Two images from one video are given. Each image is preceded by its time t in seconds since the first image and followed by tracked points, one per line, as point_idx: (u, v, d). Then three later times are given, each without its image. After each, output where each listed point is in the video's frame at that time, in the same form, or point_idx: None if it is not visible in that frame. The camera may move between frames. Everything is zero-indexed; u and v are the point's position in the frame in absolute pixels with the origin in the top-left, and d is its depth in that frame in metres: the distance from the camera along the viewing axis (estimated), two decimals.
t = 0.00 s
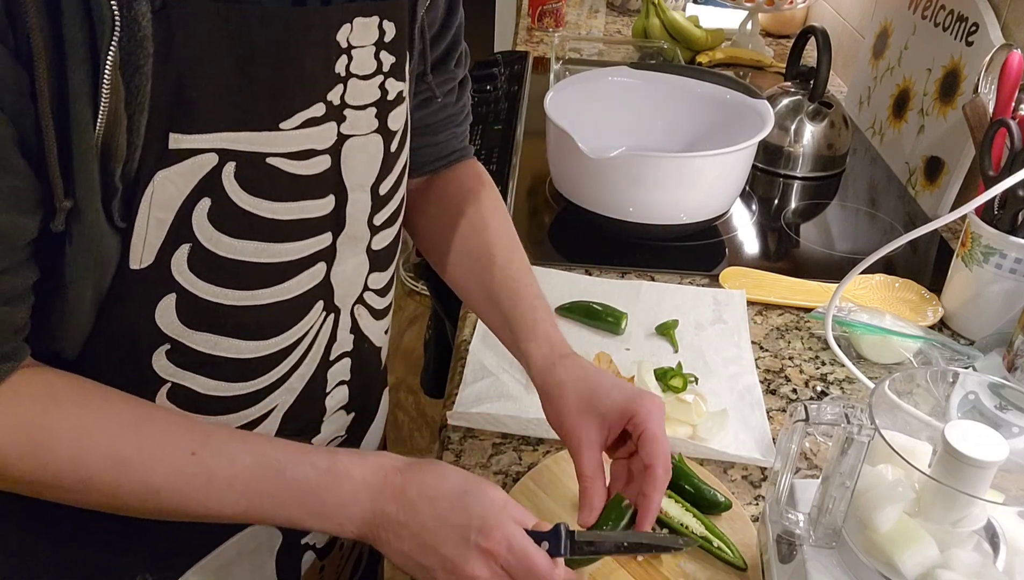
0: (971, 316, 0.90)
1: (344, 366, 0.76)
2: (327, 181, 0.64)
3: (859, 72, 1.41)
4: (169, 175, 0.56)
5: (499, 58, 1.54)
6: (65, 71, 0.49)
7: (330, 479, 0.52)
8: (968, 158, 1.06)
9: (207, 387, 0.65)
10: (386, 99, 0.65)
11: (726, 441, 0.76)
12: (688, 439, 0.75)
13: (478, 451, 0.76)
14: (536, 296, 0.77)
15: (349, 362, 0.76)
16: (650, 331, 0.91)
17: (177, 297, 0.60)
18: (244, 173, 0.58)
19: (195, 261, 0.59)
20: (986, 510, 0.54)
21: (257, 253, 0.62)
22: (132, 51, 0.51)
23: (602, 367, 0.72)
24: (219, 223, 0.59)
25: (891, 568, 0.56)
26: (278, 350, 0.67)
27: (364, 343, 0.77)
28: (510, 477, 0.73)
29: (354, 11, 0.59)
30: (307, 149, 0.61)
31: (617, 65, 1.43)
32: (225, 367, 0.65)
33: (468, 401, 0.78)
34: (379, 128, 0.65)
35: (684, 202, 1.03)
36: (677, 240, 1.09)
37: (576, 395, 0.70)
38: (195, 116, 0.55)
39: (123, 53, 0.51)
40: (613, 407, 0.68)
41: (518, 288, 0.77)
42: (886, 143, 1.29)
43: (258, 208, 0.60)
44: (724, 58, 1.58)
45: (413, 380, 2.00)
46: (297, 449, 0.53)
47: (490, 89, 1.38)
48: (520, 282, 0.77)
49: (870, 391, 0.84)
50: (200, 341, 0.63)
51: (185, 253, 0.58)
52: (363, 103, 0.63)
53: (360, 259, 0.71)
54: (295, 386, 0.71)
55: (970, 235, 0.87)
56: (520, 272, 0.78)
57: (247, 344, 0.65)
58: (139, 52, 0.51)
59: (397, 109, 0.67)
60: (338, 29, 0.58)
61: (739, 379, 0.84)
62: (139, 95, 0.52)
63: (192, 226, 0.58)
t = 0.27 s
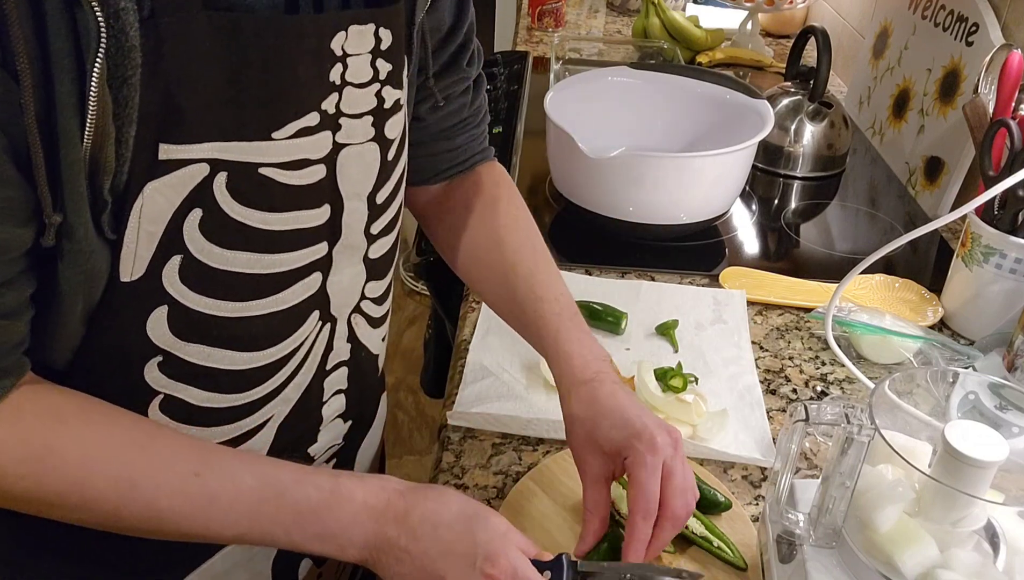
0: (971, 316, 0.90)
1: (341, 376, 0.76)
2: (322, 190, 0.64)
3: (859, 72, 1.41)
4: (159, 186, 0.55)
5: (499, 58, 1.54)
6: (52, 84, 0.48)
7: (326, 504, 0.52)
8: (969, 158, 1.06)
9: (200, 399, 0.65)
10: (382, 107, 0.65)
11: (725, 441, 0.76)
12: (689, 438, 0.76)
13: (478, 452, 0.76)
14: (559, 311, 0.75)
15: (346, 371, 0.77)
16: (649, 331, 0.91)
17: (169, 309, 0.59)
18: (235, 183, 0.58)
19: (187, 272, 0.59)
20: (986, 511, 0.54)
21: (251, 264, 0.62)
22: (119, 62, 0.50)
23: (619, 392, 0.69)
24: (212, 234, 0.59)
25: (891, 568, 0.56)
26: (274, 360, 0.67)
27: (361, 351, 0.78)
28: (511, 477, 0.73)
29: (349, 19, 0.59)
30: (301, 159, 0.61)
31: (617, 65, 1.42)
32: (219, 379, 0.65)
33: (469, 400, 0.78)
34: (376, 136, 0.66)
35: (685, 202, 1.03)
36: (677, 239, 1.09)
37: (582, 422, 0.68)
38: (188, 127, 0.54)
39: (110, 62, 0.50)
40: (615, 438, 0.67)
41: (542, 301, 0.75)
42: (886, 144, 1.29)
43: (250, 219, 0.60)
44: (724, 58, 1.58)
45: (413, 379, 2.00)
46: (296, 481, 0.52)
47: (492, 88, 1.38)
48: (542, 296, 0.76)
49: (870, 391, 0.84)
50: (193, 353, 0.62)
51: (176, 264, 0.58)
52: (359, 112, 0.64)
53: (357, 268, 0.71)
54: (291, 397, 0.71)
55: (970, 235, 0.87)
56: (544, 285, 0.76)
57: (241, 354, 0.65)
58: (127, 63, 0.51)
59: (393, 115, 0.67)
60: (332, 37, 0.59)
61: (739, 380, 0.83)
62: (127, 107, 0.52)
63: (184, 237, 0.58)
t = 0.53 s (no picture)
0: (971, 316, 0.90)
1: (338, 380, 0.76)
2: (315, 194, 0.64)
3: (859, 72, 1.41)
4: (150, 191, 0.55)
5: (499, 58, 1.54)
6: (33, 89, 0.50)
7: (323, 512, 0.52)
8: (969, 158, 1.06)
9: (195, 405, 0.65)
10: (378, 111, 0.65)
11: (726, 441, 0.76)
12: (690, 438, 0.76)
13: (478, 452, 0.76)
14: (572, 315, 0.74)
15: (343, 375, 0.76)
16: (649, 331, 0.91)
17: (163, 315, 0.59)
18: (227, 189, 0.58)
19: (181, 278, 0.59)
20: (986, 510, 0.54)
21: (245, 268, 0.62)
22: (103, 68, 0.51)
23: (631, 400, 0.68)
24: (206, 240, 0.59)
25: (891, 568, 0.56)
26: (271, 364, 0.67)
27: (359, 355, 0.77)
28: (511, 476, 0.73)
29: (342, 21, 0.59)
30: (293, 162, 0.61)
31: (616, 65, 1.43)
32: (214, 384, 0.65)
33: (469, 400, 0.78)
34: (371, 139, 0.66)
35: (685, 202, 1.03)
36: (676, 239, 1.09)
37: (591, 431, 0.67)
38: (178, 131, 0.55)
39: (94, 68, 0.51)
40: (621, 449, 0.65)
41: (556, 306, 0.75)
42: (886, 143, 1.29)
43: (244, 224, 0.60)
44: (724, 58, 1.58)
45: (413, 378, 2.01)
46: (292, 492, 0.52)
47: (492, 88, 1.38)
48: (555, 301, 0.75)
49: (870, 391, 0.84)
50: (188, 359, 0.62)
51: (171, 270, 0.58)
52: (353, 115, 0.63)
53: (354, 272, 0.71)
54: (287, 402, 0.71)
55: (970, 235, 0.87)
56: (561, 292, 0.75)
57: (236, 359, 0.65)
58: (111, 69, 0.52)
59: (390, 118, 0.67)
60: (324, 40, 0.58)
61: (738, 380, 0.84)
62: (112, 112, 0.53)
63: (178, 242, 0.58)
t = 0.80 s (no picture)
0: (971, 316, 0.90)
1: (335, 381, 0.76)
2: (309, 194, 0.64)
3: (859, 72, 1.41)
4: (141, 191, 0.55)
5: (499, 59, 1.54)
6: (23, 88, 0.50)
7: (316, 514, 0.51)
8: (969, 159, 1.06)
9: (189, 406, 0.65)
10: (373, 111, 0.65)
11: (726, 441, 0.76)
12: (691, 438, 0.76)
13: (478, 452, 0.76)
14: (579, 320, 0.73)
15: (340, 376, 0.76)
16: (649, 331, 0.91)
17: (155, 316, 0.59)
18: (220, 189, 0.58)
19: (173, 278, 0.59)
20: (986, 510, 0.54)
21: (238, 268, 0.62)
22: (93, 67, 0.51)
23: (642, 408, 0.67)
24: (198, 240, 0.59)
25: (891, 568, 0.56)
26: (266, 364, 0.67)
27: (356, 357, 0.77)
28: (510, 476, 0.73)
29: (335, 21, 0.59)
30: (286, 162, 0.61)
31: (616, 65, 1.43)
32: (208, 385, 0.65)
33: (469, 400, 0.78)
34: (366, 140, 0.66)
35: (685, 202, 1.03)
36: (676, 240, 1.09)
37: (603, 439, 0.66)
38: (169, 130, 0.55)
39: (84, 67, 0.51)
40: (635, 460, 0.64)
41: (565, 310, 0.74)
42: (886, 143, 1.29)
43: (236, 224, 0.60)
44: (724, 58, 1.58)
45: (413, 378, 2.00)
46: (286, 495, 0.52)
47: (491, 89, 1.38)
48: (563, 306, 0.74)
49: (870, 391, 0.84)
50: (181, 359, 0.62)
51: (163, 270, 0.58)
52: (347, 115, 0.63)
53: (350, 272, 0.71)
54: (282, 403, 0.71)
55: (970, 235, 0.87)
56: (570, 294, 0.75)
57: (230, 360, 0.65)
58: (101, 67, 0.52)
59: (385, 119, 0.67)
60: (317, 40, 0.59)
61: (738, 380, 0.84)
62: (102, 111, 0.53)
63: (170, 242, 0.58)
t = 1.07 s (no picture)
0: (971, 316, 0.90)
1: (334, 380, 0.76)
2: (307, 193, 0.64)
3: (859, 72, 1.41)
4: (139, 189, 0.55)
5: (499, 58, 1.54)
6: (20, 85, 0.50)
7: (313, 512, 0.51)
8: (969, 159, 1.06)
9: (187, 405, 0.65)
10: (370, 110, 0.65)
11: (726, 441, 0.76)
12: (691, 437, 0.76)
13: (478, 452, 0.76)
14: (580, 321, 0.73)
15: (338, 375, 0.76)
16: (649, 331, 0.91)
17: (153, 314, 0.60)
18: (218, 187, 0.58)
19: (171, 277, 0.59)
20: (986, 511, 0.54)
21: (236, 267, 0.62)
22: (90, 65, 0.51)
23: (644, 410, 0.67)
24: (196, 238, 0.59)
25: (891, 568, 0.57)
26: (264, 363, 0.67)
27: (355, 355, 0.77)
28: (510, 476, 0.73)
29: (333, 20, 0.59)
30: (283, 160, 0.61)
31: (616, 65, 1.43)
32: (206, 383, 0.65)
33: (469, 400, 0.78)
34: (364, 138, 0.66)
35: (685, 202, 1.03)
36: (676, 240, 1.09)
37: (605, 441, 0.66)
38: (167, 128, 0.55)
39: (82, 65, 0.51)
40: (637, 462, 0.64)
41: (566, 311, 0.74)
42: (886, 143, 1.29)
43: (234, 222, 0.60)
44: (724, 58, 1.58)
45: (413, 378, 2.00)
46: (283, 493, 0.52)
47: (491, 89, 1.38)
48: (564, 307, 0.74)
49: (870, 391, 0.84)
50: (179, 358, 0.62)
51: (160, 269, 0.58)
52: (345, 114, 0.63)
53: (348, 271, 0.71)
54: (281, 402, 0.71)
55: (970, 235, 0.87)
56: (572, 295, 0.75)
57: (228, 358, 0.65)
58: (99, 66, 0.52)
59: (382, 118, 0.66)
60: (315, 39, 0.58)
61: (738, 380, 0.84)
62: (99, 109, 0.53)
63: (168, 240, 0.58)
